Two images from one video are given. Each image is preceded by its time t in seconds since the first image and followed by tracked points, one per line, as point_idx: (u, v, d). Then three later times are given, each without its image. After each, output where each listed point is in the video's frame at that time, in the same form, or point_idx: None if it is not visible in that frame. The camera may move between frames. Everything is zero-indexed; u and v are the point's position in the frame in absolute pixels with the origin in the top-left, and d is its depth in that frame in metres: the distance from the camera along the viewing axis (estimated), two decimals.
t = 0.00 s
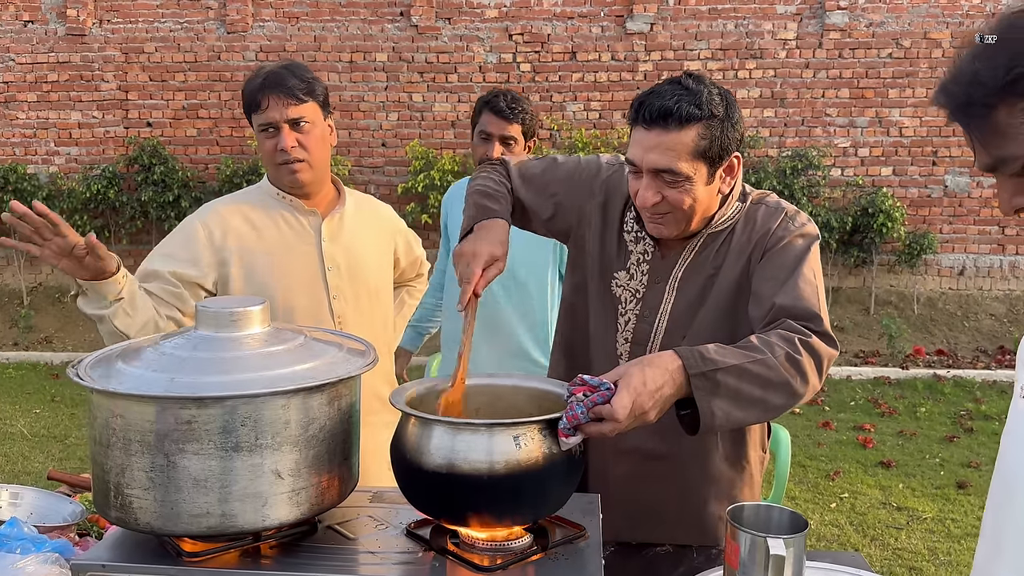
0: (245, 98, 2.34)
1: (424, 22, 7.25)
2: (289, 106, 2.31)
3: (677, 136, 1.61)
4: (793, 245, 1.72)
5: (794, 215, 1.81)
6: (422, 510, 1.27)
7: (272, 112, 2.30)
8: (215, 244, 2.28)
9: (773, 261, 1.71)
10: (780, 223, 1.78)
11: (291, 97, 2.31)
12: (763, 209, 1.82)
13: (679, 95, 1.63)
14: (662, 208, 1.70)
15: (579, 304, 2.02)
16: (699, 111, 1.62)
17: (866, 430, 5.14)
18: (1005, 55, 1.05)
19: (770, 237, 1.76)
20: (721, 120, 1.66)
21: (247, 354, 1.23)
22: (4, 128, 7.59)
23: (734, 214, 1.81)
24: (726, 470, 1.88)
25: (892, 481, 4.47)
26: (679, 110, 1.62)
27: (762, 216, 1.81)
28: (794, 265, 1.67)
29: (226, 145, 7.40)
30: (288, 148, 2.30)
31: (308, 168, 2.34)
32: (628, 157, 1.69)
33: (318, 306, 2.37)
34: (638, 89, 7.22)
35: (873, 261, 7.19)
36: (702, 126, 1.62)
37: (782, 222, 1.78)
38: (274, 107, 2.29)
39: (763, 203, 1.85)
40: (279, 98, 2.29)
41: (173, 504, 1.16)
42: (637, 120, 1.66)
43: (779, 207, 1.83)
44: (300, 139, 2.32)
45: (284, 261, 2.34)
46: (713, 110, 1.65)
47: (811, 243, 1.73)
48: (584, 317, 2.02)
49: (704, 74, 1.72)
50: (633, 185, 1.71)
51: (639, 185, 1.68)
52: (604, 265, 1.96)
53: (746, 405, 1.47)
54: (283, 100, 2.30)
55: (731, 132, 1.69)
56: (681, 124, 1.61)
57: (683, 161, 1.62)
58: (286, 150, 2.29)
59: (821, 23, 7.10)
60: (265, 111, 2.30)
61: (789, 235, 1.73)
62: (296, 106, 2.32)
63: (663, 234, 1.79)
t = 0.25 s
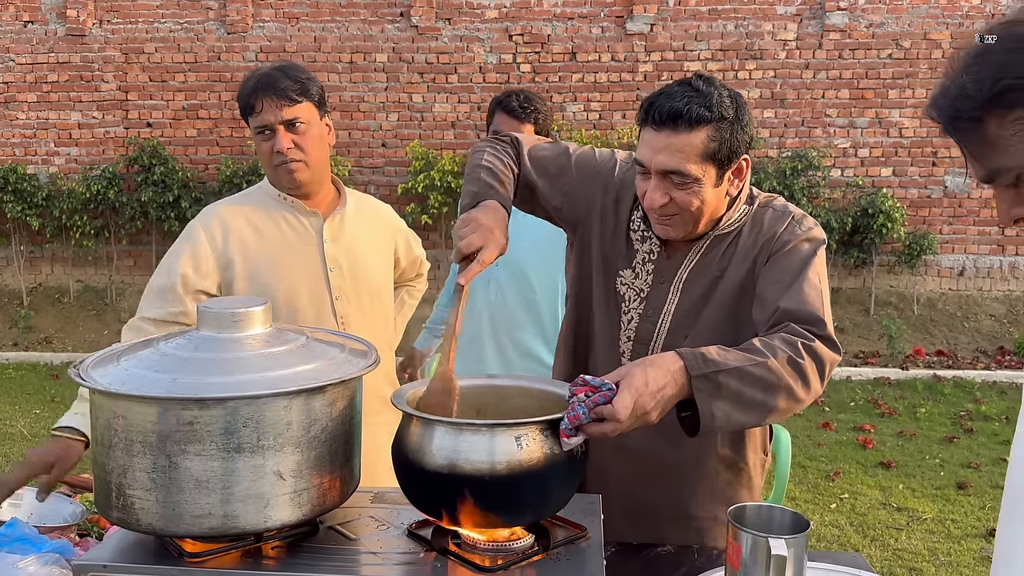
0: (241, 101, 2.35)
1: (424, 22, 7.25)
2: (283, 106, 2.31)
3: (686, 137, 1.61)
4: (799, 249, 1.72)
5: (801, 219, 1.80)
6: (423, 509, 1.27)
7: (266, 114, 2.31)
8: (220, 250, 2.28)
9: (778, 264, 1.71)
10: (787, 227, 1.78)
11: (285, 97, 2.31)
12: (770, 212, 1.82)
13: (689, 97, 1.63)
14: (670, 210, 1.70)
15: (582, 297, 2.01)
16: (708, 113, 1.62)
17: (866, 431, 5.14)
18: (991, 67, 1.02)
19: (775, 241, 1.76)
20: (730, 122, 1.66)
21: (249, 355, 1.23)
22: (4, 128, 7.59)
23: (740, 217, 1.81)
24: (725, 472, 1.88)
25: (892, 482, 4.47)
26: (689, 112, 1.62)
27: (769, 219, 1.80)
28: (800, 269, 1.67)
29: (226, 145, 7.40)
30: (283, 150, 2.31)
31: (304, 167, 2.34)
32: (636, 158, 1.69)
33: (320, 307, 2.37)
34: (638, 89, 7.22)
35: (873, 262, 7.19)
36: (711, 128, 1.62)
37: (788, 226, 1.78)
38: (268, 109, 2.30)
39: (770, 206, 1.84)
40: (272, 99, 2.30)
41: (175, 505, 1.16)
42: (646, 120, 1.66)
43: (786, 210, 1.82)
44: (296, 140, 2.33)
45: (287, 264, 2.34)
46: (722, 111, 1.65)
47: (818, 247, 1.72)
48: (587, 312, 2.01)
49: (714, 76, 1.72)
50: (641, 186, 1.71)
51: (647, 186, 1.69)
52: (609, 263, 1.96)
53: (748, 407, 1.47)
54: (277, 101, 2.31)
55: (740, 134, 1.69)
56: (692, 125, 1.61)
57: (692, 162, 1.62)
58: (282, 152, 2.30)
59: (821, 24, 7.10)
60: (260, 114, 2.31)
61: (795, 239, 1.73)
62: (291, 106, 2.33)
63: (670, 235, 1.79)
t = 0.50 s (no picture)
0: (240, 101, 2.36)
1: (424, 23, 7.25)
2: (283, 107, 2.32)
3: (688, 141, 1.61)
4: (801, 250, 1.72)
5: (802, 219, 1.80)
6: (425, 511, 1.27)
7: (266, 114, 2.32)
8: (221, 254, 2.28)
9: (780, 265, 1.71)
10: (789, 227, 1.78)
11: (286, 97, 2.32)
12: (771, 212, 1.82)
13: (690, 101, 1.63)
14: (671, 214, 1.70)
15: (585, 297, 2.01)
16: (709, 117, 1.62)
17: (866, 431, 5.15)
18: (1001, 66, 1.00)
19: (777, 241, 1.76)
20: (731, 125, 1.66)
21: (251, 356, 1.23)
22: (4, 129, 7.59)
23: (742, 218, 1.81)
24: (727, 472, 1.89)
25: (892, 482, 4.47)
26: (689, 116, 1.62)
27: (770, 219, 1.81)
28: (801, 270, 1.67)
29: (226, 146, 7.40)
30: (283, 150, 2.31)
31: (303, 168, 2.35)
32: (637, 162, 1.69)
33: (324, 307, 2.38)
34: (638, 90, 7.22)
35: (873, 262, 7.20)
36: (712, 131, 1.62)
37: (790, 226, 1.78)
38: (269, 108, 2.31)
39: (772, 205, 1.85)
40: (273, 100, 2.31)
41: (178, 506, 1.16)
42: (647, 124, 1.66)
43: (787, 210, 1.83)
44: (296, 140, 2.33)
45: (288, 265, 2.34)
46: (724, 115, 1.65)
47: (819, 248, 1.73)
48: (589, 312, 2.02)
49: (715, 79, 1.72)
50: (642, 190, 1.71)
51: (648, 190, 1.69)
52: (611, 264, 1.96)
53: (750, 410, 1.47)
54: (278, 101, 2.32)
55: (741, 137, 1.69)
56: (692, 129, 1.61)
57: (693, 167, 1.63)
58: (281, 152, 2.31)
59: (821, 24, 7.10)
60: (260, 114, 2.32)
61: (797, 240, 1.73)
62: (291, 107, 2.34)
63: (671, 239, 1.79)
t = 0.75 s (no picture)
0: (234, 101, 2.37)
1: (424, 23, 7.26)
2: (277, 106, 2.33)
3: (698, 146, 1.61)
4: (805, 250, 1.72)
5: (806, 218, 1.81)
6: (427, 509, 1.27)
7: (260, 114, 2.33)
8: (216, 254, 2.28)
9: (783, 265, 1.71)
10: (793, 226, 1.78)
11: (280, 97, 2.33)
12: (775, 210, 1.82)
13: (701, 105, 1.63)
14: (679, 218, 1.70)
15: (590, 296, 2.02)
16: (721, 122, 1.62)
17: (866, 431, 5.15)
18: None
19: (781, 240, 1.77)
20: (742, 130, 1.67)
21: (253, 355, 1.23)
22: (4, 129, 7.59)
23: (747, 218, 1.81)
24: (731, 469, 1.89)
25: (892, 482, 4.47)
26: (701, 120, 1.61)
27: (774, 218, 1.81)
28: (805, 270, 1.68)
29: (226, 146, 7.40)
30: (276, 149, 2.31)
31: (297, 169, 2.35)
32: (646, 165, 1.69)
33: (320, 307, 2.38)
34: (638, 90, 7.23)
35: (873, 262, 7.21)
36: (723, 136, 1.62)
37: (794, 225, 1.79)
38: (263, 108, 2.32)
39: (776, 204, 1.85)
40: (267, 99, 2.31)
41: (180, 505, 1.17)
42: (657, 127, 1.66)
43: (791, 209, 1.83)
44: (289, 139, 2.33)
45: (284, 265, 2.35)
46: (734, 120, 1.66)
47: (822, 248, 1.73)
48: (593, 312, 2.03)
49: (725, 82, 1.72)
50: (650, 193, 1.71)
51: (657, 194, 1.69)
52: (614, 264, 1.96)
53: (750, 411, 1.48)
54: (272, 101, 2.32)
55: (750, 141, 1.69)
56: (703, 133, 1.61)
57: (703, 171, 1.62)
58: (275, 151, 2.31)
59: (821, 24, 7.11)
60: (253, 113, 2.33)
61: (801, 239, 1.74)
62: (285, 107, 2.34)
63: (678, 242, 1.80)
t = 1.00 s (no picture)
0: (235, 98, 2.36)
1: (424, 22, 7.26)
2: (278, 103, 2.32)
3: (703, 145, 1.61)
4: (808, 250, 1.73)
5: (810, 220, 1.81)
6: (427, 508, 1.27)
7: (261, 110, 2.32)
8: (214, 252, 2.28)
9: (786, 266, 1.72)
10: (796, 227, 1.79)
11: (280, 94, 2.32)
12: (779, 212, 1.83)
13: (707, 103, 1.63)
14: (683, 216, 1.71)
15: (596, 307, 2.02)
16: (726, 120, 1.62)
17: (865, 431, 5.15)
18: None
19: (785, 241, 1.77)
20: (747, 129, 1.67)
21: (253, 353, 1.23)
22: (3, 129, 7.59)
23: (751, 218, 1.82)
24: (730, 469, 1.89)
25: (891, 482, 4.48)
26: (707, 118, 1.61)
27: (778, 219, 1.81)
28: (809, 270, 1.68)
29: (225, 146, 7.40)
30: (276, 146, 2.30)
31: (297, 167, 2.35)
32: (650, 163, 1.69)
33: (318, 305, 2.39)
34: (638, 90, 7.23)
35: (872, 262, 7.22)
36: (728, 135, 1.62)
37: (798, 226, 1.79)
38: (263, 104, 2.31)
39: (780, 205, 1.85)
40: (268, 95, 2.31)
41: (181, 505, 1.17)
42: (662, 125, 1.66)
43: (795, 210, 1.83)
44: (289, 137, 2.33)
45: (282, 264, 2.35)
46: (740, 119, 1.66)
47: (827, 248, 1.74)
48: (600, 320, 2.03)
49: (731, 81, 1.72)
50: (655, 192, 1.71)
51: (661, 191, 1.69)
52: (619, 267, 1.96)
53: (749, 411, 1.48)
54: (273, 98, 2.32)
55: (756, 140, 1.69)
56: (709, 132, 1.61)
57: (708, 170, 1.63)
58: (275, 147, 2.30)
59: (820, 25, 7.11)
60: (254, 110, 2.32)
61: (805, 241, 1.74)
62: (286, 104, 2.34)
63: (682, 241, 1.80)
